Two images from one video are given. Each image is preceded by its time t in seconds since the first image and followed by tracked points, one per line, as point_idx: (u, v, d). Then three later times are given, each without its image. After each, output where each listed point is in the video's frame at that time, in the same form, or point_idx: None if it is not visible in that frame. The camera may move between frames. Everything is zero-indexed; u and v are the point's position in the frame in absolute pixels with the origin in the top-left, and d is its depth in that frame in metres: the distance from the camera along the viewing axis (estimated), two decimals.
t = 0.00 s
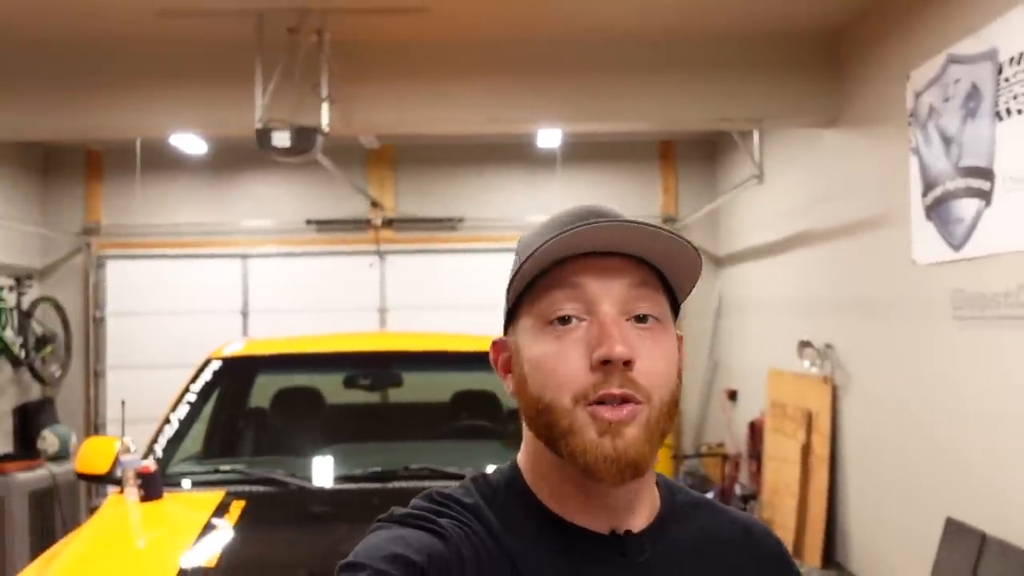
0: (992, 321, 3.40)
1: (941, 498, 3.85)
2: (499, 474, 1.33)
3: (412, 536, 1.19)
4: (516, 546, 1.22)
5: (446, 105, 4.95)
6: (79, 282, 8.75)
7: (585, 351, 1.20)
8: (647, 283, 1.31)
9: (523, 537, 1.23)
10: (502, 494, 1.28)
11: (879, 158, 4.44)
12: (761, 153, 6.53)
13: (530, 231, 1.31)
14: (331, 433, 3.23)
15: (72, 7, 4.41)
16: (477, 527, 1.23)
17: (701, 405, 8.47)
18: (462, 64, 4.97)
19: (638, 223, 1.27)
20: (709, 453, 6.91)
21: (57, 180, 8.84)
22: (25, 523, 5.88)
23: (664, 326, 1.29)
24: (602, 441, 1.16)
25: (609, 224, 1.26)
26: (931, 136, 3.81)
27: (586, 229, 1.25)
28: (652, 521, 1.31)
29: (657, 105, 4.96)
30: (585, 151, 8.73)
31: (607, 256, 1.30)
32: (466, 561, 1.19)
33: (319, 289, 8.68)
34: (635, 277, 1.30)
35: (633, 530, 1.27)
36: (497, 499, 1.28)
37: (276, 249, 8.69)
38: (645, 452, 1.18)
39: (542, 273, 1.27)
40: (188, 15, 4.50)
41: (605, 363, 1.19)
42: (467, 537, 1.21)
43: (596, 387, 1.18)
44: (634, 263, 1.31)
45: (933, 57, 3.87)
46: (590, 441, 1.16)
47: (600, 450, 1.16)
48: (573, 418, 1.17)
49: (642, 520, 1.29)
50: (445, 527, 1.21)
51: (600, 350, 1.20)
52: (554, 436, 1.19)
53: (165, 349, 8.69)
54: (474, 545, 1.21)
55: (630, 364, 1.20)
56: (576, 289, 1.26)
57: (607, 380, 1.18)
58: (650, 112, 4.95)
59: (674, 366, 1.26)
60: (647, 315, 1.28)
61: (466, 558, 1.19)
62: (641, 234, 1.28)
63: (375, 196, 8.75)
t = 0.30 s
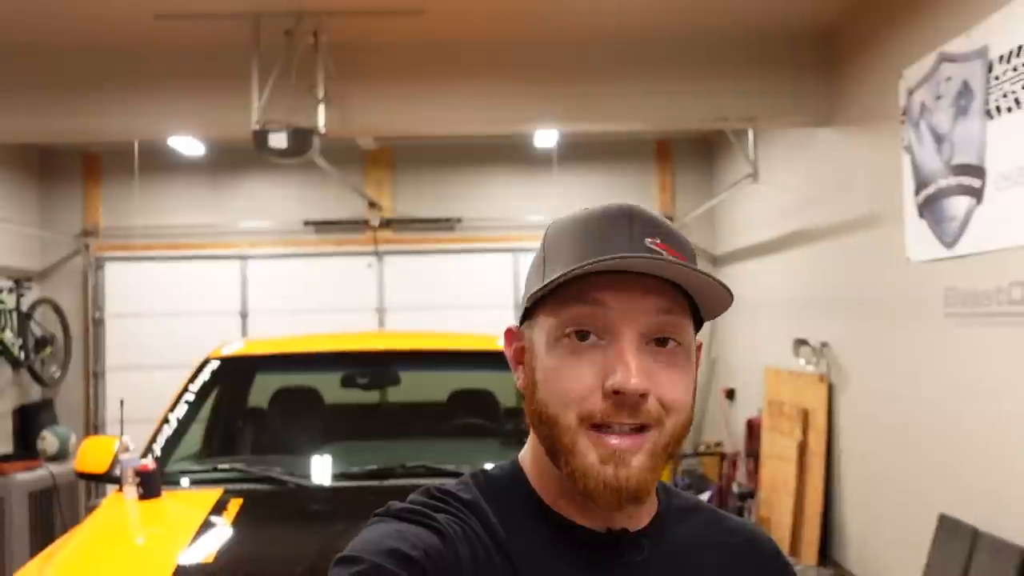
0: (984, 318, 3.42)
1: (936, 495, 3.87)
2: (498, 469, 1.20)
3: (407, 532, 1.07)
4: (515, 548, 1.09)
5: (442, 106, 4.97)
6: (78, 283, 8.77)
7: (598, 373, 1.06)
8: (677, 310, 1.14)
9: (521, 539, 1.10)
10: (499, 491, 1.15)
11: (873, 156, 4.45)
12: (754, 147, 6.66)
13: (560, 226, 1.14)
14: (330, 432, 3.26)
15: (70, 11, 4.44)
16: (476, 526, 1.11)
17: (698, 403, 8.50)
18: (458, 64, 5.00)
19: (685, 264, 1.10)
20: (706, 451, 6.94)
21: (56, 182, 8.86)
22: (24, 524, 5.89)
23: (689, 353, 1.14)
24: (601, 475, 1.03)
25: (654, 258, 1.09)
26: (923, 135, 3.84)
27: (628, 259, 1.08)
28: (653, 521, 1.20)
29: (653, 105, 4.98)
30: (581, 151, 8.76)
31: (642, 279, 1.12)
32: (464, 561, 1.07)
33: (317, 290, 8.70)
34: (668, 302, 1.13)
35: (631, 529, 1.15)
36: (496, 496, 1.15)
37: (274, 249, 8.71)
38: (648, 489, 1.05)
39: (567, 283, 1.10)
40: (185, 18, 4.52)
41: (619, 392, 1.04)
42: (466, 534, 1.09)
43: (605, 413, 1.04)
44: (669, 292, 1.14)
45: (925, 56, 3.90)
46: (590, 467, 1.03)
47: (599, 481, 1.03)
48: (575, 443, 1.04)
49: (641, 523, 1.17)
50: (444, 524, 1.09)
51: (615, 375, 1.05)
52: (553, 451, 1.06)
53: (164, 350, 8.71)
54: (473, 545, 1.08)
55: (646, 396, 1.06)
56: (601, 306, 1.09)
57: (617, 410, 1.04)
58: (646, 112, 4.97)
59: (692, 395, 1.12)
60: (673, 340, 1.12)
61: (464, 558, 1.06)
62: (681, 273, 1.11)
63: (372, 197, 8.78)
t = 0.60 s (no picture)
0: (970, 317, 3.49)
1: (924, 491, 3.94)
2: (504, 456, 1.33)
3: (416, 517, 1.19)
4: (519, 531, 1.22)
5: (440, 110, 5.04)
6: (82, 286, 8.85)
7: (614, 369, 1.16)
8: (689, 299, 1.24)
9: (528, 522, 1.23)
10: (505, 478, 1.28)
11: (864, 159, 4.53)
12: (749, 153, 6.69)
13: (577, 220, 1.23)
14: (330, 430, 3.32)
15: (73, 18, 4.52)
16: (480, 511, 1.23)
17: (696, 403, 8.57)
18: (455, 70, 5.08)
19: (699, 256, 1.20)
20: (704, 451, 7.00)
21: (59, 186, 8.94)
22: (31, 523, 5.98)
23: (697, 342, 1.24)
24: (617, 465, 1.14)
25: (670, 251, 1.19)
26: (911, 137, 3.91)
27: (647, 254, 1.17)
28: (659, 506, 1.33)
29: (649, 108, 5.05)
30: (580, 154, 8.83)
31: (655, 271, 1.21)
32: (470, 545, 1.18)
33: (318, 292, 8.77)
34: (680, 295, 1.23)
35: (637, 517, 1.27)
36: (502, 483, 1.28)
37: (275, 252, 8.79)
38: (659, 477, 1.16)
39: (584, 278, 1.20)
40: (186, 24, 4.60)
41: (632, 386, 1.15)
42: (471, 520, 1.21)
43: (620, 408, 1.15)
44: (680, 284, 1.23)
45: (913, 60, 3.97)
46: (605, 458, 1.14)
47: (613, 472, 1.13)
48: (592, 433, 1.15)
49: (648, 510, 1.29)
50: (450, 510, 1.21)
51: (629, 371, 1.16)
52: (572, 442, 1.17)
53: (166, 352, 8.79)
54: (477, 528, 1.21)
55: (659, 391, 1.16)
56: (617, 299, 1.20)
57: (631, 404, 1.15)
58: (642, 116, 5.04)
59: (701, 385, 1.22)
60: (683, 331, 1.23)
61: (470, 541, 1.18)
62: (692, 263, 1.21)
63: (372, 200, 8.85)
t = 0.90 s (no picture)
0: (953, 323, 3.55)
1: (909, 494, 4.01)
2: (541, 476, 1.24)
3: (447, 540, 1.13)
4: (557, 557, 1.14)
5: (434, 120, 5.10)
6: (78, 292, 8.88)
7: (641, 373, 1.09)
8: (714, 306, 1.18)
9: (564, 548, 1.14)
10: (541, 499, 1.20)
11: (851, 167, 4.59)
12: (738, 159, 6.87)
13: (599, 232, 1.19)
14: (325, 436, 3.34)
15: (69, 28, 4.57)
16: (516, 535, 1.15)
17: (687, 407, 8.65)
18: (448, 79, 5.13)
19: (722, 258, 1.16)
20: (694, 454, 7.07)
21: (55, 192, 8.99)
22: (26, 529, 6.01)
23: (727, 350, 1.18)
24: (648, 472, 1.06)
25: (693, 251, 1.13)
26: (896, 146, 3.98)
27: (667, 253, 1.12)
28: (698, 528, 1.23)
29: (641, 116, 5.11)
30: (572, 159, 8.90)
31: (678, 277, 1.16)
32: (504, 568, 1.11)
33: (313, 297, 8.82)
34: (706, 301, 1.18)
35: (675, 538, 1.18)
36: (538, 505, 1.19)
37: (270, 258, 8.84)
38: (693, 484, 1.08)
39: (606, 286, 1.15)
40: (181, 34, 4.64)
41: (660, 389, 1.08)
42: (506, 542, 1.14)
43: (648, 411, 1.07)
44: (706, 290, 1.18)
45: (897, 71, 4.04)
46: (635, 465, 1.07)
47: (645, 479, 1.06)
48: (620, 442, 1.08)
49: (688, 525, 1.21)
50: (484, 533, 1.14)
51: (656, 374, 1.09)
52: (599, 452, 1.09)
53: (162, 358, 8.83)
54: (513, 552, 1.13)
55: (687, 394, 1.09)
56: (639, 306, 1.14)
57: (659, 408, 1.07)
58: (633, 124, 5.10)
59: (733, 393, 1.15)
60: (710, 338, 1.17)
61: (504, 565, 1.11)
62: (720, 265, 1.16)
63: (367, 206, 8.92)
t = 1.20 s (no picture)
0: (884, 325, 3.66)
1: (841, 492, 4.12)
2: (537, 487, 1.23)
3: (442, 549, 1.11)
4: (551, 568, 1.13)
5: (379, 122, 5.07)
6: (8, 293, 8.61)
7: (638, 386, 1.10)
8: (713, 318, 1.19)
9: (558, 560, 1.14)
10: (536, 512, 1.19)
11: (788, 173, 4.71)
12: (678, 165, 7.00)
13: (599, 243, 1.20)
14: (264, 439, 3.31)
15: None
16: (509, 544, 1.14)
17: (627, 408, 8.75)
18: (392, 81, 5.12)
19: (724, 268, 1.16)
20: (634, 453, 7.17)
21: None
22: None
23: (725, 363, 1.18)
24: (642, 488, 1.06)
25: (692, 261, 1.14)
26: (830, 153, 4.10)
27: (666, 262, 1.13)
28: (693, 543, 1.23)
29: (584, 120, 5.17)
30: (515, 162, 8.94)
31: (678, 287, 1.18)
32: None
33: (253, 299, 8.70)
34: (704, 312, 1.18)
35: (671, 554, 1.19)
36: (533, 518, 1.19)
37: (209, 259, 8.70)
38: (686, 505, 1.07)
39: (605, 296, 1.16)
40: (118, 29, 4.54)
41: (656, 403, 1.08)
42: (501, 553, 1.12)
43: (644, 427, 1.07)
44: (705, 301, 1.19)
45: (831, 80, 4.16)
46: (628, 485, 1.06)
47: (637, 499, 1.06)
48: (615, 456, 1.08)
49: (683, 543, 1.21)
50: (479, 542, 1.13)
51: (653, 387, 1.09)
52: (594, 468, 1.09)
53: (96, 361, 8.62)
54: (506, 562, 1.12)
55: (683, 408, 1.09)
56: (638, 316, 1.14)
57: (656, 422, 1.08)
58: (576, 128, 5.15)
59: (730, 408, 1.15)
60: (708, 350, 1.17)
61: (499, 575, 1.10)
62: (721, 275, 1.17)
63: (309, 208, 8.86)
